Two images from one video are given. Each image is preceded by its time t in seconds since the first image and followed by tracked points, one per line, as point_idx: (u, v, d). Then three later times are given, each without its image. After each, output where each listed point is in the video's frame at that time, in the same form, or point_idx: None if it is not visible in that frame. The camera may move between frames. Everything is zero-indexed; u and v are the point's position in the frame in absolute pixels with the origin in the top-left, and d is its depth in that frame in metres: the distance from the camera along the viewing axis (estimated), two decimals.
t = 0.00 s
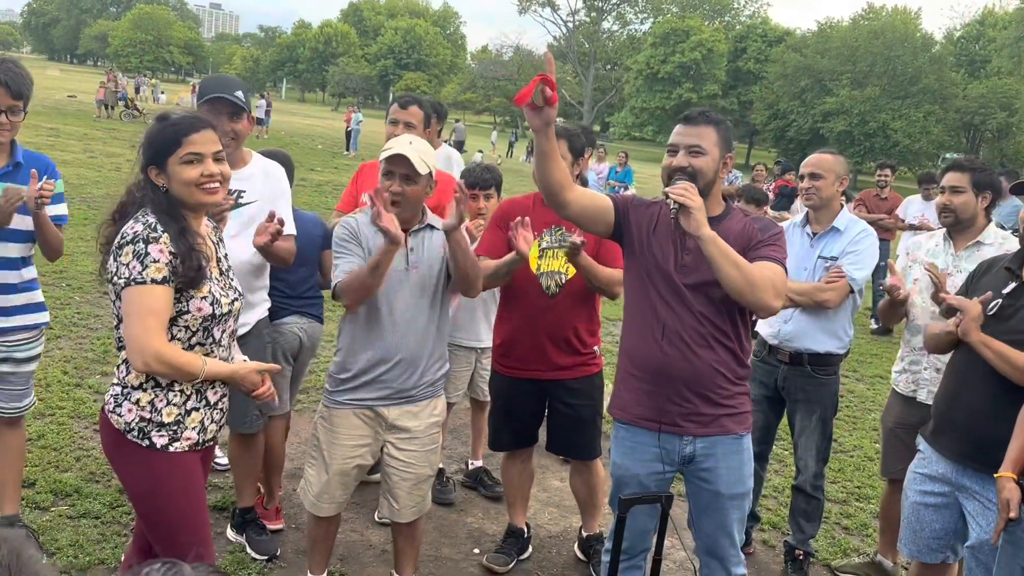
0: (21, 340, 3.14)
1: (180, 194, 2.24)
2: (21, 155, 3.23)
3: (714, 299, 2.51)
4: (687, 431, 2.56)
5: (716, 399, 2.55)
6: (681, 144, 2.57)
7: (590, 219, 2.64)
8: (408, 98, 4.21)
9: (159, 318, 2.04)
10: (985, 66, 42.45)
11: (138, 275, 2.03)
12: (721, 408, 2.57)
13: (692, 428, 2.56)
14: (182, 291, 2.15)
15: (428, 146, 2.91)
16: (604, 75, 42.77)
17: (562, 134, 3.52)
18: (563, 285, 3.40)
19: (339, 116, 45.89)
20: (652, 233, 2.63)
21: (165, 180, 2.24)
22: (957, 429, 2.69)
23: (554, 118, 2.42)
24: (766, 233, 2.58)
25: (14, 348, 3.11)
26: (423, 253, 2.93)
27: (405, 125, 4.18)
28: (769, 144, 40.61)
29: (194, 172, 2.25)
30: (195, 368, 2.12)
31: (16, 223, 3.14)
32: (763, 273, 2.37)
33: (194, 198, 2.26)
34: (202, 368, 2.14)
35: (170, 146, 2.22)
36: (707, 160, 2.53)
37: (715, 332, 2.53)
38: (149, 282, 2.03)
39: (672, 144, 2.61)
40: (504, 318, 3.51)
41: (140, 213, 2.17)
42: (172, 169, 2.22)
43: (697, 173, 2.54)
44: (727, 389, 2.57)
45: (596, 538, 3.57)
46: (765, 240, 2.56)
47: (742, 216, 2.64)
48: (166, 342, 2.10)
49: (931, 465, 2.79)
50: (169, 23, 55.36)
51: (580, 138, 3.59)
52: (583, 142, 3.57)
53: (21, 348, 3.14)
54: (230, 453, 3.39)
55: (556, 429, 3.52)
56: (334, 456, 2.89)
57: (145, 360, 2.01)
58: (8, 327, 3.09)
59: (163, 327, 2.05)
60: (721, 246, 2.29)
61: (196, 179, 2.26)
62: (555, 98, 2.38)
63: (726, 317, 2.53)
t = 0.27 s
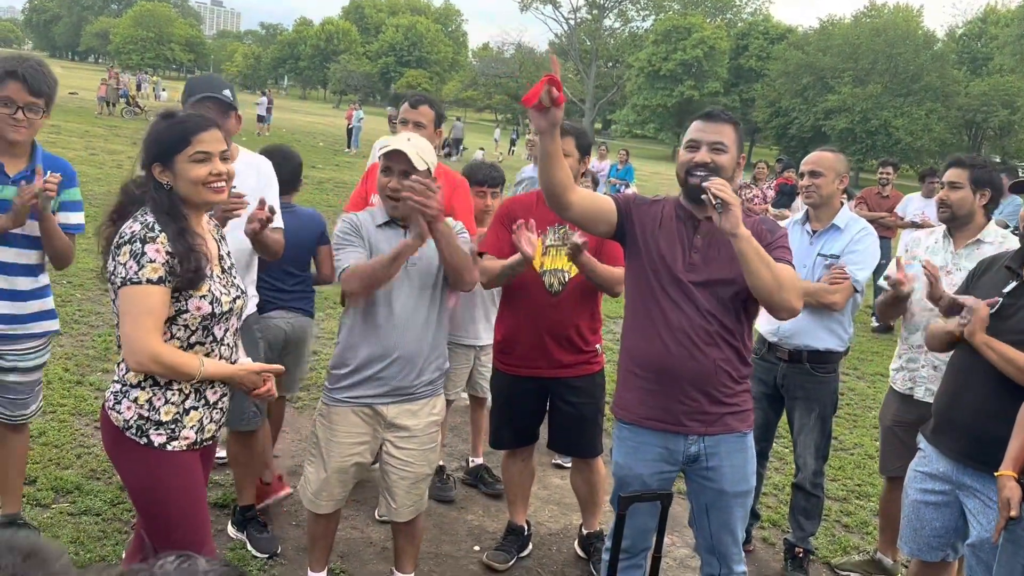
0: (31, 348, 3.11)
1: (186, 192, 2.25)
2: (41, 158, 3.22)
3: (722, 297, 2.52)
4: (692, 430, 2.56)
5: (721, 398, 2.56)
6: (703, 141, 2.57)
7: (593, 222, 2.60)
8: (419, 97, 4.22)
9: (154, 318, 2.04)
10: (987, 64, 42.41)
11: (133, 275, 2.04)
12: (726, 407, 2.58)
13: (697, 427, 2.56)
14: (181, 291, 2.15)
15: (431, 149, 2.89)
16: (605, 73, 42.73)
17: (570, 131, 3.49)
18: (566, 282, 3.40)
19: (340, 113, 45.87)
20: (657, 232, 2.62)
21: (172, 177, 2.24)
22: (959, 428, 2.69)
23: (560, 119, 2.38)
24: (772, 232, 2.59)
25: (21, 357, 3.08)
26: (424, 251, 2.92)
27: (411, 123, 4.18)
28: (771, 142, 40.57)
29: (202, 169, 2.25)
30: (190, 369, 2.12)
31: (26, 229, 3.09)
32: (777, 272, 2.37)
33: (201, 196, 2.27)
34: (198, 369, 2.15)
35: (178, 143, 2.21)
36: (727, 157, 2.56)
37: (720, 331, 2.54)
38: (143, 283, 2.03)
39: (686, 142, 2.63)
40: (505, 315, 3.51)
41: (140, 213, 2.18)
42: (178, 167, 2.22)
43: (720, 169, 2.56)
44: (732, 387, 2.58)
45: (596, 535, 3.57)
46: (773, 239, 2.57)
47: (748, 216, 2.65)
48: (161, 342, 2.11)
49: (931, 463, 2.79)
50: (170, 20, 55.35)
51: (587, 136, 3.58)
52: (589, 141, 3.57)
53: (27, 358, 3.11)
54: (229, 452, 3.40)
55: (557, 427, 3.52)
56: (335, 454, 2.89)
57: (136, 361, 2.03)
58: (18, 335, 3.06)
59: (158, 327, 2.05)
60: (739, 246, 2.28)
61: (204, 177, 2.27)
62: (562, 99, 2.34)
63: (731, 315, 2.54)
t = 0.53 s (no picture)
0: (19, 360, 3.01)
1: (189, 187, 2.25)
2: (24, 163, 3.09)
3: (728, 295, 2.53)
4: (697, 429, 2.56)
5: (726, 396, 2.56)
6: (708, 141, 2.57)
7: (598, 220, 2.59)
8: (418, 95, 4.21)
9: (151, 314, 2.04)
10: (987, 63, 42.42)
11: (128, 272, 2.04)
12: (730, 405, 2.58)
13: (702, 426, 2.56)
14: (178, 287, 2.14)
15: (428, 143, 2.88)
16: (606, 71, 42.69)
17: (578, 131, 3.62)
18: (568, 281, 3.40)
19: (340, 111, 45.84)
20: (663, 231, 2.61)
21: (174, 172, 2.24)
22: (960, 427, 2.68)
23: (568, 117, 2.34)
24: (777, 232, 2.60)
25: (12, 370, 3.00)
26: (423, 248, 2.93)
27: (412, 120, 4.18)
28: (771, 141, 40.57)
29: (207, 166, 2.26)
30: (189, 364, 2.13)
31: (7, 237, 2.96)
32: (785, 269, 2.37)
33: (204, 192, 2.27)
34: (196, 364, 2.15)
35: (178, 138, 2.21)
36: (732, 157, 2.57)
37: (726, 330, 2.54)
38: (137, 279, 2.03)
39: (692, 141, 2.63)
40: (506, 313, 3.51)
41: (137, 209, 2.18)
42: (182, 163, 2.22)
43: (728, 168, 2.57)
44: (736, 386, 2.59)
45: (595, 534, 3.57)
46: (778, 239, 2.57)
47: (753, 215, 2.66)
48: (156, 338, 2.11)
49: (931, 462, 2.79)
50: (170, 18, 55.28)
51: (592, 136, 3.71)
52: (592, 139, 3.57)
53: (19, 370, 3.02)
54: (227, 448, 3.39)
55: (557, 425, 3.52)
56: (333, 452, 2.89)
57: (133, 357, 2.03)
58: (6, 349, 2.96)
59: (154, 322, 2.05)
60: (750, 241, 2.29)
61: (209, 174, 2.27)
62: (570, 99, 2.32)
63: (736, 314, 2.55)
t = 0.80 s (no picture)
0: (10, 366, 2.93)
1: (188, 183, 2.24)
2: None
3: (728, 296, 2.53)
4: (696, 428, 2.56)
5: (725, 395, 2.56)
6: (708, 141, 2.57)
7: (600, 218, 2.60)
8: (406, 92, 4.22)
9: (160, 310, 2.04)
10: (985, 63, 42.47)
11: (135, 269, 2.03)
12: (730, 405, 2.58)
13: (701, 425, 2.56)
14: (182, 283, 2.14)
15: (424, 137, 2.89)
16: (604, 70, 42.67)
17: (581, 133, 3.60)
18: (566, 279, 3.40)
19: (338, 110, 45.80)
20: (665, 230, 2.61)
21: (174, 168, 2.23)
22: (957, 427, 2.69)
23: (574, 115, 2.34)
24: (779, 232, 2.59)
25: (9, 379, 2.91)
26: (421, 247, 2.93)
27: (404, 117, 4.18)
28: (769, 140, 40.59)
29: (207, 163, 2.25)
30: (198, 357, 2.12)
31: None
32: (785, 270, 2.37)
33: (204, 189, 2.27)
34: (207, 357, 2.15)
35: (180, 135, 2.20)
36: (732, 157, 2.56)
37: (726, 329, 2.54)
38: (146, 275, 2.03)
39: (693, 141, 2.63)
40: (506, 312, 3.51)
41: (138, 206, 2.17)
42: (183, 159, 2.21)
43: (726, 168, 2.56)
44: (736, 386, 2.58)
45: (593, 533, 3.57)
46: (780, 239, 2.57)
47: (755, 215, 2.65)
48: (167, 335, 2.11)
49: (928, 461, 2.80)
50: (168, 15, 55.16)
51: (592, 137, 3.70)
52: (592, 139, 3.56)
53: (13, 380, 2.93)
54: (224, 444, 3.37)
55: (555, 424, 3.52)
56: (331, 451, 2.89)
57: (142, 353, 2.02)
58: None
59: (164, 318, 2.05)
60: (745, 240, 2.29)
61: (208, 170, 2.27)
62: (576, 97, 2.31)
63: (737, 314, 2.54)
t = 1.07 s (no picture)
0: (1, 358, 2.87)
1: (187, 183, 2.24)
2: None
3: (724, 296, 2.53)
4: (689, 427, 2.56)
5: (719, 395, 2.56)
6: (704, 142, 2.57)
7: (597, 216, 2.61)
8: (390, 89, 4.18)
9: (163, 310, 2.03)
10: (980, 64, 42.66)
11: (137, 268, 2.02)
12: (724, 405, 2.57)
13: (694, 425, 2.56)
14: (182, 283, 2.13)
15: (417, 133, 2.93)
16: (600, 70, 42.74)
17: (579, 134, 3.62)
18: (561, 279, 3.40)
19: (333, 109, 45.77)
20: (663, 229, 2.62)
21: (172, 167, 2.23)
22: (950, 428, 2.70)
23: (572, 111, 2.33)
24: (777, 234, 2.59)
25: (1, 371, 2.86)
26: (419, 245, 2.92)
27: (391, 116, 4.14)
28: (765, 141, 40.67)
29: (205, 163, 2.26)
30: (202, 354, 2.15)
31: None
32: (780, 270, 2.37)
33: (202, 188, 2.27)
34: (212, 352, 2.17)
35: (181, 134, 2.20)
36: (729, 157, 2.56)
37: (720, 330, 2.54)
38: (149, 275, 2.02)
39: (691, 140, 2.63)
40: (502, 311, 3.50)
41: (136, 205, 2.15)
42: (182, 159, 2.21)
43: (721, 169, 2.56)
44: (730, 386, 2.58)
45: (588, 532, 3.57)
46: (778, 241, 2.57)
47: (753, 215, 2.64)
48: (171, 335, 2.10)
49: (923, 461, 2.81)
50: (164, 13, 55.07)
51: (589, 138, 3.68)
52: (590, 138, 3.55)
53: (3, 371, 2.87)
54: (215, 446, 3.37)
55: (551, 423, 3.53)
56: (325, 449, 2.89)
57: (152, 354, 2.02)
58: None
59: (167, 318, 2.05)
60: (740, 239, 2.29)
61: (206, 170, 2.27)
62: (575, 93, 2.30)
63: (732, 314, 2.54)
